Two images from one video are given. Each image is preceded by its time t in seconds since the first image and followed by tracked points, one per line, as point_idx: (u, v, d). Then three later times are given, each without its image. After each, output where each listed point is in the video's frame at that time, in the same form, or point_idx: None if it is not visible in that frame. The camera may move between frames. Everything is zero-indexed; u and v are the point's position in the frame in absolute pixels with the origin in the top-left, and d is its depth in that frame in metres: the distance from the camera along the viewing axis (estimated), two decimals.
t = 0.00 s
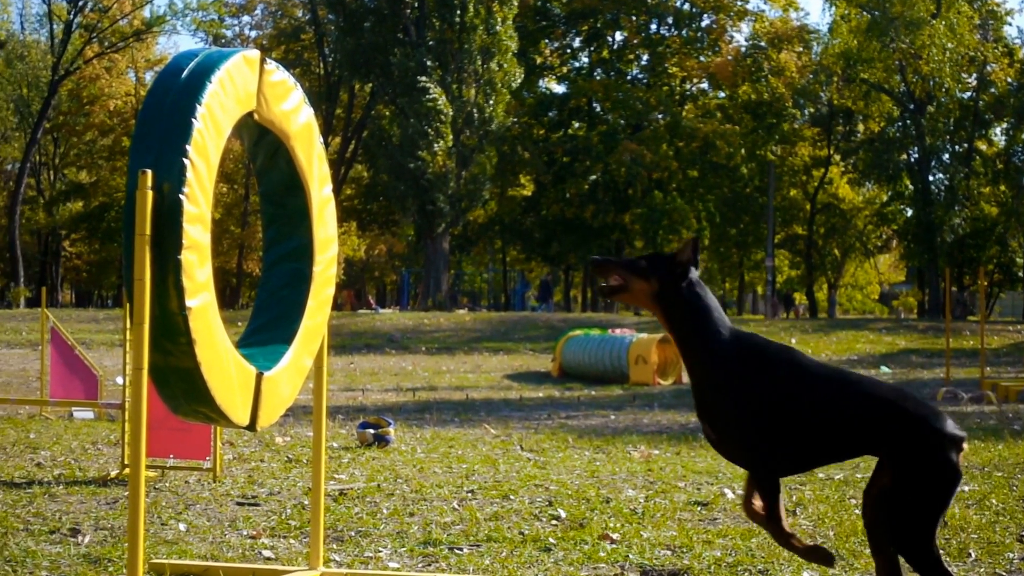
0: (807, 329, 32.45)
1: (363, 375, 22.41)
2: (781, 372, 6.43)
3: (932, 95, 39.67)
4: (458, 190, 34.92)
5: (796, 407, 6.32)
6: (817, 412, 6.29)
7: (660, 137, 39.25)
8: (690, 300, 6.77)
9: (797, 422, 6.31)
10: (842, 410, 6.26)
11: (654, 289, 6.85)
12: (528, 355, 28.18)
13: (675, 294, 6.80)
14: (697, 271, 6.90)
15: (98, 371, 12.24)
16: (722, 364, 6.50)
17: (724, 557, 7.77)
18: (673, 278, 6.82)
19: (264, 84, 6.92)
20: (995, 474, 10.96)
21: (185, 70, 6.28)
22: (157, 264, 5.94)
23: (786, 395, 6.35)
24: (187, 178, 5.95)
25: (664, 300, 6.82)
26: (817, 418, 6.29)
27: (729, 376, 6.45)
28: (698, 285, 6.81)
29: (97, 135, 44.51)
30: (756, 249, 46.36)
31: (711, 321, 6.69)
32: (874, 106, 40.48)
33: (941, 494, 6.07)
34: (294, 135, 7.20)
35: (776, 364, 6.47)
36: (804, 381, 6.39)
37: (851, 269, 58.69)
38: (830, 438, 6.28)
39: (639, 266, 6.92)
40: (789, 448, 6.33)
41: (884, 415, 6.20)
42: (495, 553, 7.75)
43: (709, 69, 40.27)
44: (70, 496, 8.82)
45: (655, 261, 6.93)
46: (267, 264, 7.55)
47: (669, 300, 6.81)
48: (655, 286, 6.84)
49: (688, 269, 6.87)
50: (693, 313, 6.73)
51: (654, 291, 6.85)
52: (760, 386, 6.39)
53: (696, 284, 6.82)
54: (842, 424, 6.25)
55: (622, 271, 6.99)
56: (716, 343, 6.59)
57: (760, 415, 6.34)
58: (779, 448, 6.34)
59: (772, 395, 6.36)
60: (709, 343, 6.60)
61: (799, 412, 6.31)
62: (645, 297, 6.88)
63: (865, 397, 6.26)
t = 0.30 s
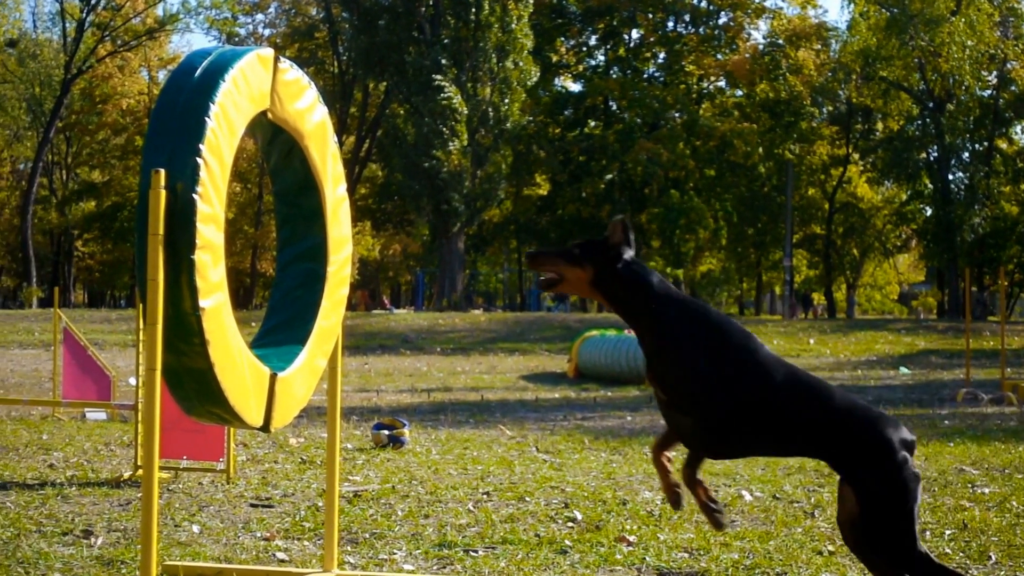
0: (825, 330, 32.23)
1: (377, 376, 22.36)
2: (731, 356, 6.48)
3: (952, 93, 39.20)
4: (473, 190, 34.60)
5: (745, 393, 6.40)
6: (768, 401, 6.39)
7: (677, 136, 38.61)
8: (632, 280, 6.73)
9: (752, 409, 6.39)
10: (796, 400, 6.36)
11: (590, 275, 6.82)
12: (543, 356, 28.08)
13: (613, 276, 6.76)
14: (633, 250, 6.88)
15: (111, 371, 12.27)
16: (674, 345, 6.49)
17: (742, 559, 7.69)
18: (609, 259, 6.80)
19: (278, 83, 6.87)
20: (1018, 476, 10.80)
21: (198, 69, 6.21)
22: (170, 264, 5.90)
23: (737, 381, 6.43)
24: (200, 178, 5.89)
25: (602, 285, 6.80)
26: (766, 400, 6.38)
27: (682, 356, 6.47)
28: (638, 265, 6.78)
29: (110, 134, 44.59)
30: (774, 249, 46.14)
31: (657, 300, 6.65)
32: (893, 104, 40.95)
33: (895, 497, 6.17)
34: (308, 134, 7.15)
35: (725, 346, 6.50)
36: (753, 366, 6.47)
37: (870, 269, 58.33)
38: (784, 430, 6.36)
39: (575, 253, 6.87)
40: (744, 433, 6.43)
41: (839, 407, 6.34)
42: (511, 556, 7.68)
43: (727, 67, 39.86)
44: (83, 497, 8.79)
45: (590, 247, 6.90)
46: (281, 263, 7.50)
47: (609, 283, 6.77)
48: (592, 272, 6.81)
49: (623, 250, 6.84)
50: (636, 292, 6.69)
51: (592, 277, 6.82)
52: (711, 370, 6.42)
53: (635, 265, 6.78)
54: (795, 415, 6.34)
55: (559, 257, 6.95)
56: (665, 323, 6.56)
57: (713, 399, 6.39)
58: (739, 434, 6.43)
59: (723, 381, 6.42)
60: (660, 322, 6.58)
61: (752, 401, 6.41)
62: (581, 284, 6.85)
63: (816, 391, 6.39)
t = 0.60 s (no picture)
0: (842, 330, 32.03)
1: (390, 377, 22.31)
2: (687, 337, 6.47)
3: (970, 91, 38.75)
4: (487, 189, 34.45)
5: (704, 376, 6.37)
6: (727, 383, 6.33)
7: (693, 134, 38.24)
8: (577, 272, 6.92)
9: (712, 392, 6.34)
10: (745, 383, 6.33)
11: (534, 271, 7.00)
12: (557, 356, 28.00)
13: (557, 271, 6.95)
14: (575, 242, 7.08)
15: (122, 371, 12.23)
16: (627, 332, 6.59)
17: (758, 562, 7.61)
18: (550, 255, 6.98)
19: (290, 82, 6.82)
20: None
21: (210, 68, 6.16)
22: (182, 264, 5.84)
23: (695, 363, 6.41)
24: (212, 176, 5.83)
25: (546, 279, 6.99)
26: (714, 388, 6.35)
27: (636, 342, 6.54)
28: (581, 258, 6.98)
29: (122, 134, 44.68)
30: (790, 248, 45.92)
31: (602, 290, 6.81)
32: (911, 102, 40.35)
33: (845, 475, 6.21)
34: (321, 133, 7.11)
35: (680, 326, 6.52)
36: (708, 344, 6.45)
37: (888, 268, 58.01)
38: (745, 414, 6.29)
39: (515, 251, 7.08)
40: (696, 418, 6.45)
41: (793, 391, 6.35)
42: (525, 558, 7.62)
43: (743, 66, 39.49)
44: (94, 499, 8.76)
45: (531, 244, 7.10)
46: (293, 264, 7.46)
47: (554, 277, 6.96)
48: (535, 268, 7.00)
49: (564, 245, 7.03)
50: (581, 282, 6.89)
51: (536, 273, 7.01)
52: (665, 355, 6.46)
53: (579, 258, 6.99)
54: (755, 395, 6.29)
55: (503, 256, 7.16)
56: (615, 310, 6.68)
57: (661, 382, 6.46)
58: (696, 418, 6.44)
59: (679, 364, 6.43)
60: (613, 308, 6.69)
61: (712, 383, 6.35)
62: (526, 281, 7.04)
63: (769, 374, 6.40)
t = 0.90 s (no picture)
0: (861, 331, 31.83)
1: (406, 378, 22.26)
2: (644, 323, 6.33)
3: (991, 89, 38.54)
4: (503, 189, 33.62)
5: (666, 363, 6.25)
6: (690, 369, 6.24)
7: (710, 133, 38.11)
8: (518, 268, 6.74)
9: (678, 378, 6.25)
10: (701, 363, 6.26)
11: (473, 271, 6.83)
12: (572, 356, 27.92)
13: (496, 268, 6.79)
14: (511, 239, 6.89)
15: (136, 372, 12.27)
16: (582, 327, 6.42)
17: (777, 565, 7.54)
18: (489, 253, 6.81)
19: (305, 81, 6.78)
20: None
21: (225, 67, 6.11)
22: (196, 264, 5.79)
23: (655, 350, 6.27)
24: (227, 177, 5.78)
25: (486, 277, 6.82)
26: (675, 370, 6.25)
27: (591, 336, 6.37)
28: (520, 253, 6.81)
29: (135, 134, 44.82)
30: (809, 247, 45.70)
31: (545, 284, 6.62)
32: (931, 100, 41.23)
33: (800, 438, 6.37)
34: (336, 133, 7.07)
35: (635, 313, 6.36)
36: (666, 329, 6.32)
37: (907, 268, 57.72)
38: (708, 399, 6.26)
39: (453, 252, 6.89)
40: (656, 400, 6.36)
41: (742, 367, 6.38)
42: (542, 561, 7.55)
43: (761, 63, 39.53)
44: (108, 500, 8.74)
45: (465, 242, 6.91)
46: (309, 263, 7.41)
47: (494, 275, 6.80)
48: (474, 267, 6.83)
49: (500, 242, 6.84)
50: (524, 275, 6.71)
51: (475, 272, 6.84)
52: (625, 346, 6.29)
53: (516, 252, 6.83)
54: (716, 378, 6.26)
55: (438, 257, 6.96)
56: (565, 303, 6.50)
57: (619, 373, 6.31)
58: (654, 401, 6.36)
59: (642, 354, 6.27)
60: (565, 302, 6.50)
61: (673, 370, 6.25)
62: (466, 281, 6.86)
63: (717, 351, 6.37)
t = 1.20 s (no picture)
0: (879, 332, 31.63)
1: (419, 378, 22.21)
2: (596, 304, 6.30)
3: (1010, 87, 38.01)
4: (518, 188, 33.68)
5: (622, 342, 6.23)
6: (648, 348, 6.23)
7: (727, 132, 37.91)
8: (471, 261, 6.58)
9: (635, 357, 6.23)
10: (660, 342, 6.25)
11: (423, 269, 6.61)
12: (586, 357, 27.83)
13: (445, 264, 6.58)
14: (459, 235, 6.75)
15: (148, 374, 12.23)
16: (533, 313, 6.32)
17: (794, 567, 7.46)
18: (437, 250, 6.59)
19: (318, 79, 6.73)
20: None
21: (237, 65, 6.06)
22: (208, 265, 5.74)
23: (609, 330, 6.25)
24: (239, 176, 5.73)
25: (434, 275, 6.60)
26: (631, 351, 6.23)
27: (542, 320, 6.29)
28: (469, 247, 6.63)
29: (148, 133, 44.98)
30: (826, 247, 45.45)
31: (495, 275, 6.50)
32: (949, 98, 40.53)
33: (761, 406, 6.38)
34: (349, 132, 7.02)
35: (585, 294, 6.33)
36: (613, 307, 6.29)
37: (925, 268, 57.43)
38: (668, 375, 6.26)
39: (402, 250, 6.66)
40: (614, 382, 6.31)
41: (698, 342, 6.37)
42: (556, 563, 7.49)
43: (777, 61, 39.28)
44: (121, 501, 8.71)
45: (412, 241, 6.69)
46: (321, 263, 7.35)
47: (445, 272, 6.59)
48: (423, 265, 6.62)
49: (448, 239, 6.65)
50: (474, 269, 6.55)
51: (423, 271, 6.62)
52: (580, 329, 6.24)
53: (465, 247, 6.64)
54: (674, 355, 6.26)
55: (385, 258, 6.73)
56: (517, 289, 6.40)
57: (576, 358, 6.26)
58: (614, 382, 6.31)
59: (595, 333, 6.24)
60: (514, 288, 6.43)
61: (631, 350, 6.23)
62: (415, 281, 6.64)
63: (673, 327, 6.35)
